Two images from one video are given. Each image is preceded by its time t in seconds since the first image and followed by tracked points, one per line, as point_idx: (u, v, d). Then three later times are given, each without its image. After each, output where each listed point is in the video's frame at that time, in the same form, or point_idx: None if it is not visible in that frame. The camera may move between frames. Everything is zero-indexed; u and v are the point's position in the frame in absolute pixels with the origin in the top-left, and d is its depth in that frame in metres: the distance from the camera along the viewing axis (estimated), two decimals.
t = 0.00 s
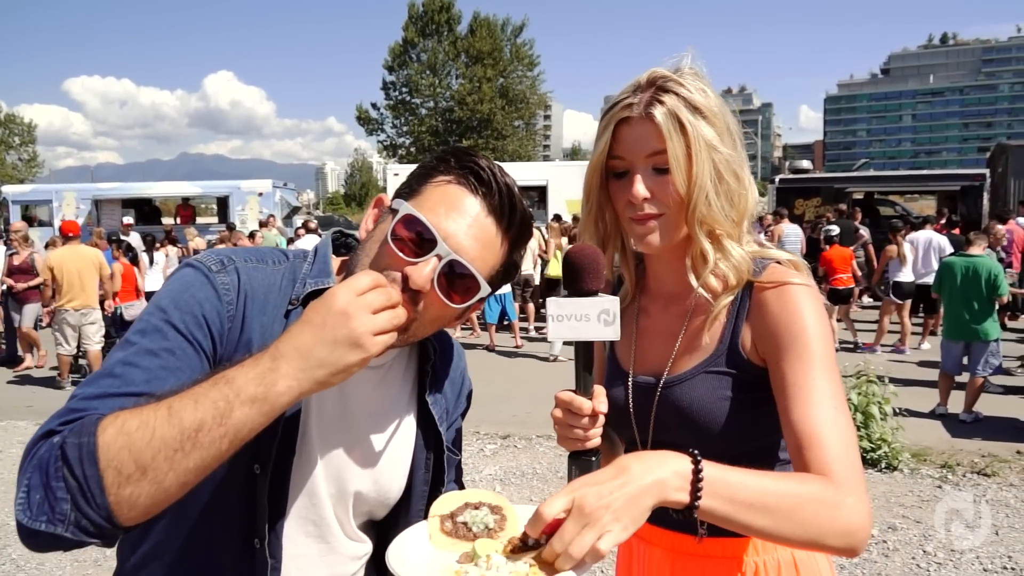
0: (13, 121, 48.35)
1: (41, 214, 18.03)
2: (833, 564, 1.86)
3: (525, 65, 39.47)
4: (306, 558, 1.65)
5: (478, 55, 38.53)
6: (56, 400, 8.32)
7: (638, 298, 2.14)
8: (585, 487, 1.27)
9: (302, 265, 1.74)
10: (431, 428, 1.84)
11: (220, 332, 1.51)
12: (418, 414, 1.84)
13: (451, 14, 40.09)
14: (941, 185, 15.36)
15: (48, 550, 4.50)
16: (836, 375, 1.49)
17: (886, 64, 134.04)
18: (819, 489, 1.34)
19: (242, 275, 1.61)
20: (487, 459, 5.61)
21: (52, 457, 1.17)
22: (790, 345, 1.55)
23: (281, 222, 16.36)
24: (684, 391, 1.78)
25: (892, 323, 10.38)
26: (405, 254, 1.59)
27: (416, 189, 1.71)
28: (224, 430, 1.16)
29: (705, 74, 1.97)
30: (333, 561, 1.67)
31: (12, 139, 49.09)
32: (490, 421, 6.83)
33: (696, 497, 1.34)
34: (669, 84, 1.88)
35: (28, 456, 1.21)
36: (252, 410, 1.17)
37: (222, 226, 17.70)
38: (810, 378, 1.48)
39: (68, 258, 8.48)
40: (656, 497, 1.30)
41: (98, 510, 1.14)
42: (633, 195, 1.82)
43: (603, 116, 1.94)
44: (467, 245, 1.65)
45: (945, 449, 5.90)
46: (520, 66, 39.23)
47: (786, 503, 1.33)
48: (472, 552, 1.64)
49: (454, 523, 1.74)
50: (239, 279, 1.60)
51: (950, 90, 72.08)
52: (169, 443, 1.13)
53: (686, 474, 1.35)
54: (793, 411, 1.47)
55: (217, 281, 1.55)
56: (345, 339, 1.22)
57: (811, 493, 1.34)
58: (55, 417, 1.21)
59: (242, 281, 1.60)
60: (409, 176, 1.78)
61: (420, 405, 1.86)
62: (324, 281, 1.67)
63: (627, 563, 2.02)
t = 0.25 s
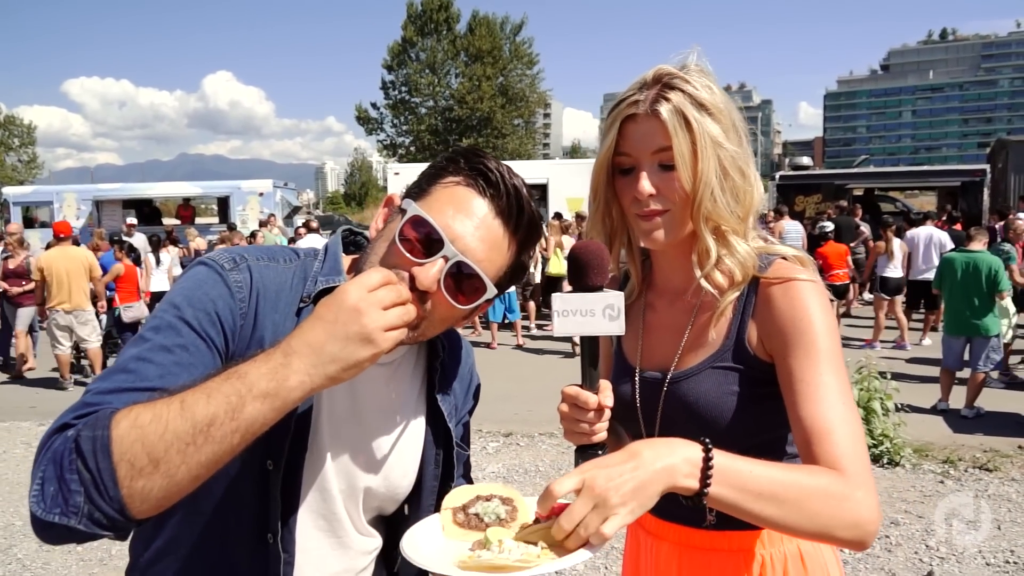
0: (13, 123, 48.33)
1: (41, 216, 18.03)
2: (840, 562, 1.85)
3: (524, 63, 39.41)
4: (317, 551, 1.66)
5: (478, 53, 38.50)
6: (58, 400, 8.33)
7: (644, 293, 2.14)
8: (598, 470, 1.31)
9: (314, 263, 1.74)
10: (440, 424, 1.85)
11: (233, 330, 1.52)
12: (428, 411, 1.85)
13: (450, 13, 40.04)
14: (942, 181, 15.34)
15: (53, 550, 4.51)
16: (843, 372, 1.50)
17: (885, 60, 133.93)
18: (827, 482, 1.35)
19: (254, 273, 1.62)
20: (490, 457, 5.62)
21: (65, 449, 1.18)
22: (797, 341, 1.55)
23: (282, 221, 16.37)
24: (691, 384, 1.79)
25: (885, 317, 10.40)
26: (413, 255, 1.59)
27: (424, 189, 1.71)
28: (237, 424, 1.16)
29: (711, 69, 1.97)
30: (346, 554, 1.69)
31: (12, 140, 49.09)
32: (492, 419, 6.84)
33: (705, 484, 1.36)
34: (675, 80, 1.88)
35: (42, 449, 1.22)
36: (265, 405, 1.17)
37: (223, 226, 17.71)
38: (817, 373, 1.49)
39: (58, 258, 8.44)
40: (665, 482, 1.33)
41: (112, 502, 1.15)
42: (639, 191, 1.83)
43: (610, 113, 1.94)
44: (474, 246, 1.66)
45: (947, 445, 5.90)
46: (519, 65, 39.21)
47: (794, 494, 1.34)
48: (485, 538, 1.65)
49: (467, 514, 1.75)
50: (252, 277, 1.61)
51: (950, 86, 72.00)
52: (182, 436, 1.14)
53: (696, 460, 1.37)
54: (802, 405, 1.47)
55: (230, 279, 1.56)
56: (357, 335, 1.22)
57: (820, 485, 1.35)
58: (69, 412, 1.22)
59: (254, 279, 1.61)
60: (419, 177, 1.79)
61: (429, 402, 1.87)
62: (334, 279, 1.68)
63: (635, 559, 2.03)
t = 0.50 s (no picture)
0: (10, 125, 48.24)
1: (38, 217, 17.97)
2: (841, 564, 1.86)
3: (522, 66, 39.41)
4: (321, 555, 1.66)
5: (475, 56, 38.56)
6: (55, 402, 8.31)
7: (647, 296, 2.15)
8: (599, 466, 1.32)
9: (317, 267, 1.75)
10: (442, 428, 1.86)
11: (237, 335, 1.52)
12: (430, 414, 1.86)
13: (447, 16, 40.09)
14: (938, 185, 15.39)
15: (50, 553, 4.50)
16: (844, 376, 1.51)
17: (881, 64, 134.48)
18: (826, 484, 1.35)
19: (257, 279, 1.62)
20: (488, 460, 5.62)
21: (72, 459, 1.18)
22: (798, 345, 1.56)
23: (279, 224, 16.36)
24: (694, 387, 1.79)
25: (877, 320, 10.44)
26: (417, 261, 1.59)
27: (427, 195, 1.72)
28: (242, 437, 1.16)
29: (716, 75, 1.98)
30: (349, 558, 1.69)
31: (9, 142, 49.01)
32: (490, 422, 6.84)
33: (704, 486, 1.37)
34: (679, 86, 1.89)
35: (47, 459, 1.22)
36: (270, 418, 1.17)
37: (221, 228, 17.70)
38: (819, 378, 1.49)
39: (49, 260, 8.40)
40: (663, 482, 1.33)
41: (117, 514, 1.15)
42: (642, 195, 1.83)
43: (615, 117, 1.95)
44: (476, 253, 1.66)
45: (943, 448, 5.92)
46: (517, 68, 39.28)
47: (793, 496, 1.34)
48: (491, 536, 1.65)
49: (472, 513, 1.75)
50: (255, 283, 1.61)
51: (946, 90, 72.28)
52: (187, 448, 1.14)
53: (695, 460, 1.37)
54: (803, 408, 1.48)
55: (233, 285, 1.56)
56: (363, 349, 1.22)
57: (819, 488, 1.35)
58: (74, 421, 1.21)
59: (257, 285, 1.61)
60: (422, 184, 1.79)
61: (432, 406, 1.88)
62: (338, 284, 1.69)
63: (637, 559, 2.04)
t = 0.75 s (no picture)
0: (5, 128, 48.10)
1: (33, 220, 17.91)
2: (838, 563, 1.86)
3: (518, 69, 39.48)
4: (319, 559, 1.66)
5: (472, 60, 38.61)
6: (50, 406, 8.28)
7: (647, 298, 2.16)
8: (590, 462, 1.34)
9: (316, 272, 1.75)
10: (440, 432, 1.86)
11: (235, 340, 1.52)
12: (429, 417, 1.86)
13: (444, 19, 40.13)
14: (933, 187, 15.46)
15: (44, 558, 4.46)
16: (844, 380, 1.51)
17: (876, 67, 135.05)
18: (824, 489, 1.36)
19: (255, 284, 1.62)
20: (485, 463, 5.61)
21: (67, 470, 1.18)
22: (797, 349, 1.56)
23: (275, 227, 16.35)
24: (692, 391, 1.80)
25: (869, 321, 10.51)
26: (420, 269, 1.60)
27: (426, 200, 1.72)
28: (238, 454, 1.16)
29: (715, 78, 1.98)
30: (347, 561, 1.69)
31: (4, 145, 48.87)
32: (487, 425, 6.83)
33: (698, 489, 1.38)
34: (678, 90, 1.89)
35: (43, 468, 1.22)
36: (266, 435, 1.17)
37: (217, 231, 17.68)
38: (818, 383, 1.50)
39: (43, 263, 8.38)
40: (655, 484, 1.34)
41: (111, 526, 1.15)
42: (641, 200, 1.84)
43: (614, 121, 1.96)
44: (478, 257, 1.67)
45: (939, 450, 5.93)
46: (513, 71, 39.37)
47: (790, 501, 1.35)
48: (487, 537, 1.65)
49: (467, 514, 1.75)
50: (253, 288, 1.61)
51: (941, 93, 72.60)
52: (182, 464, 1.14)
53: (689, 467, 1.38)
54: (802, 413, 1.48)
55: (231, 290, 1.56)
56: (362, 367, 1.20)
57: (817, 492, 1.36)
58: (70, 430, 1.21)
59: (255, 290, 1.61)
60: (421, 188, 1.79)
61: (430, 409, 1.88)
62: (339, 289, 1.69)
63: (635, 560, 2.04)
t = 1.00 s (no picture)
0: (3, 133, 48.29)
1: (32, 224, 17.88)
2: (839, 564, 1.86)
3: (516, 72, 39.54)
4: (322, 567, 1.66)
5: (470, 62, 38.65)
6: (50, 410, 8.27)
7: (648, 301, 2.16)
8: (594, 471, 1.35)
9: (312, 277, 1.74)
10: (439, 435, 1.86)
11: (228, 347, 1.52)
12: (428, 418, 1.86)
13: (442, 22, 40.19)
14: (931, 188, 15.49)
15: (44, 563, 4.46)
16: (846, 383, 1.51)
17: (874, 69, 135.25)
18: (828, 494, 1.35)
19: (249, 290, 1.61)
20: (485, 466, 5.60)
21: (53, 483, 1.18)
22: (800, 353, 1.55)
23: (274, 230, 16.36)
24: (692, 395, 1.79)
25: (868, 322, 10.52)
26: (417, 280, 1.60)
27: (420, 206, 1.71)
28: (223, 481, 1.16)
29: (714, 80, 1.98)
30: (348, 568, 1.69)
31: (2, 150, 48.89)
32: (487, 428, 6.82)
33: (701, 496, 1.38)
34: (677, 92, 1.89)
35: (31, 478, 1.23)
36: (252, 464, 1.16)
37: (216, 235, 17.70)
38: (822, 385, 1.49)
39: (42, 267, 8.39)
40: (661, 493, 1.36)
41: (93, 543, 1.15)
42: (640, 202, 1.84)
43: (613, 124, 1.96)
44: (478, 264, 1.67)
45: (939, 451, 5.93)
46: (512, 73, 39.43)
47: (792, 505, 1.35)
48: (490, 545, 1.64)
49: (469, 519, 1.75)
50: (247, 294, 1.60)
51: (938, 94, 72.74)
52: (166, 486, 1.14)
53: (693, 474, 1.39)
54: (805, 416, 1.48)
55: (224, 296, 1.55)
56: (351, 403, 1.17)
57: (820, 497, 1.35)
58: (59, 440, 1.22)
59: (250, 296, 1.60)
60: (409, 190, 1.77)
61: (427, 412, 1.87)
62: (335, 294, 1.69)
63: (636, 562, 2.04)
